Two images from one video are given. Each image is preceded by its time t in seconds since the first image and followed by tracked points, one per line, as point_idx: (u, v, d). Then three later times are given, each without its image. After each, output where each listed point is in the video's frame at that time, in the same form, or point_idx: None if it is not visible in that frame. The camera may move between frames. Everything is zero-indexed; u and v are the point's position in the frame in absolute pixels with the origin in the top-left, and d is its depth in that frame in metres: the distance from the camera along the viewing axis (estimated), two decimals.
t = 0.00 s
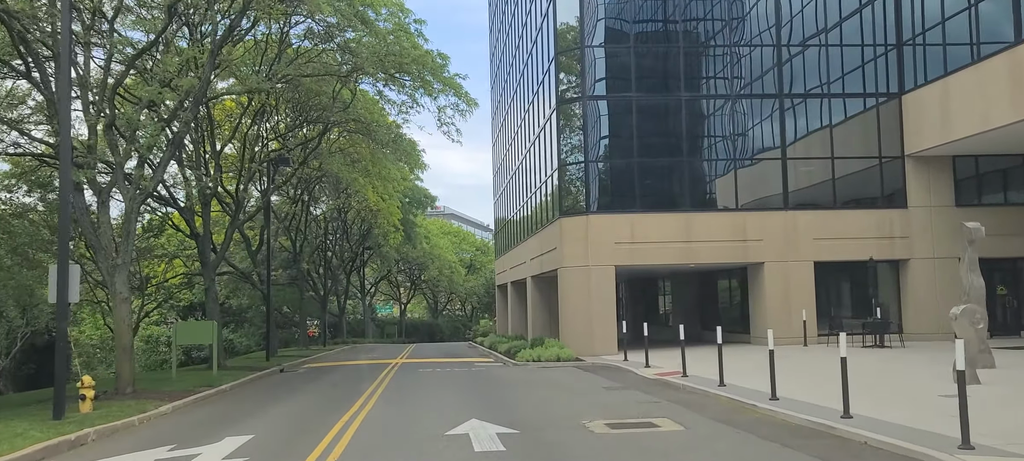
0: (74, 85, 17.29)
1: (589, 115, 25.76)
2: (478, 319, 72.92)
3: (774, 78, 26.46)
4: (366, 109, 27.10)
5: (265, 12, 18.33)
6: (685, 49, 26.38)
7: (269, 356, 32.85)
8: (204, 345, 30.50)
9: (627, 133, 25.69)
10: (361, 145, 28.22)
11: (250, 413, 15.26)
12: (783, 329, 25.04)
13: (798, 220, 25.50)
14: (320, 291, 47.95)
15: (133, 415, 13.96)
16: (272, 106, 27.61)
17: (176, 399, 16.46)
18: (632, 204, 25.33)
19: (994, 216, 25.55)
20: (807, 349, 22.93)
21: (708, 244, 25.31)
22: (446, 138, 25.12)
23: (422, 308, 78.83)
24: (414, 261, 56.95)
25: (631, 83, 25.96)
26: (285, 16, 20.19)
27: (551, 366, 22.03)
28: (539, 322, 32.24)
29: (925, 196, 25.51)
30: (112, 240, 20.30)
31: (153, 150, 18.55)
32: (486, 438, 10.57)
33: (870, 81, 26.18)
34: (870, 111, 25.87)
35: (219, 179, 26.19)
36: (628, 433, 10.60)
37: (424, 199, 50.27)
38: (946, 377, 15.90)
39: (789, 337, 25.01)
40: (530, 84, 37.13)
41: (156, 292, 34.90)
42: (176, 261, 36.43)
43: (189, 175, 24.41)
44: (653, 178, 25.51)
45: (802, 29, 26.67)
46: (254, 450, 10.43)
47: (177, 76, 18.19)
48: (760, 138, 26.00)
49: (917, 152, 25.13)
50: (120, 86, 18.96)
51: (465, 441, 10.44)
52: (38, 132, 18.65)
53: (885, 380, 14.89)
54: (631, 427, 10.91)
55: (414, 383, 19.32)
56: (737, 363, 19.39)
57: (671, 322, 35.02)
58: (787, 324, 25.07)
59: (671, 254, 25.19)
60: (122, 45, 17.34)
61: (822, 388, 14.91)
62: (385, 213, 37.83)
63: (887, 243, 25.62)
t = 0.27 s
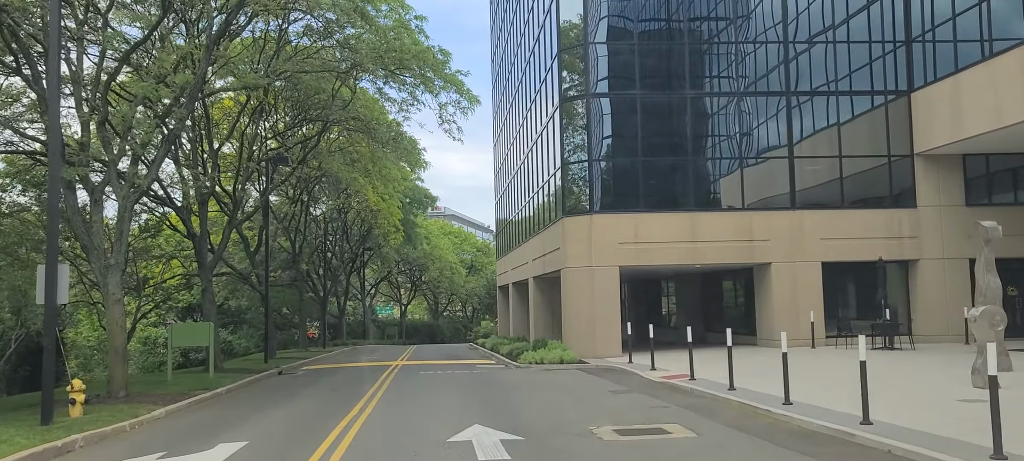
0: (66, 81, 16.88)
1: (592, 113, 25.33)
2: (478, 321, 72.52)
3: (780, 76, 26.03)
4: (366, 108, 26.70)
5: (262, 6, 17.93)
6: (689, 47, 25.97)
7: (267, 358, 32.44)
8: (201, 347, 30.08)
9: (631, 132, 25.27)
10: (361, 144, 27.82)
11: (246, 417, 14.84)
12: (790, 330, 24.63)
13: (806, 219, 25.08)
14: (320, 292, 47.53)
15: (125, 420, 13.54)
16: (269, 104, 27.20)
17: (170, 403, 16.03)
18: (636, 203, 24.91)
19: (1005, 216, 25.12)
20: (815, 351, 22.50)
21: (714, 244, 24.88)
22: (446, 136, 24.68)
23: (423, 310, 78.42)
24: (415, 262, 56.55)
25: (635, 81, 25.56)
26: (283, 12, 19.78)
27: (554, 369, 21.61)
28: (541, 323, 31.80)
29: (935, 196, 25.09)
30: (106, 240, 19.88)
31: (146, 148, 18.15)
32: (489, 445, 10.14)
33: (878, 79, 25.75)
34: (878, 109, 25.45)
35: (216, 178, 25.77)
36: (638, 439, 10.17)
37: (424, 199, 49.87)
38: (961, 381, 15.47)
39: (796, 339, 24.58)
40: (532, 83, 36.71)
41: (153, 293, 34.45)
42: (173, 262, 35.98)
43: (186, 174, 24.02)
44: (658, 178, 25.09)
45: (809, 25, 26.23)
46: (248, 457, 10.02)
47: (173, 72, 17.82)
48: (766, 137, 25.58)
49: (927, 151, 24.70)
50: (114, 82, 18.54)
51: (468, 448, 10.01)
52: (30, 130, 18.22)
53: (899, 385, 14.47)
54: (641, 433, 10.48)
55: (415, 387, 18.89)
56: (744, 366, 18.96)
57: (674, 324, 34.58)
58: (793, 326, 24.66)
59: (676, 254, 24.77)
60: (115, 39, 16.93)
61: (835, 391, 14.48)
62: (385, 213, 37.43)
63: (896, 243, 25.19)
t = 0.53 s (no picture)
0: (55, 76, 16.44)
1: (595, 112, 24.90)
2: (479, 323, 72.05)
3: (786, 74, 25.60)
4: (366, 107, 26.28)
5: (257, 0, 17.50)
6: (693, 44, 25.55)
7: (265, 361, 32.01)
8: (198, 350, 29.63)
9: (634, 131, 24.84)
10: (360, 144, 27.40)
11: (241, 422, 14.40)
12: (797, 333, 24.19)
13: (813, 220, 24.64)
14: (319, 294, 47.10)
15: (115, 425, 13.10)
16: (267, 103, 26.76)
17: (163, 408, 15.58)
18: (640, 203, 24.48)
19: (1015, 217, 24.68)
20: (823, 355, 22.05)
21: (720, 245, 24.45)
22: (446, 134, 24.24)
23: (423, 312, 77.96)
24: (415, 264, 56.11)
25: (638, 80, 25.12)
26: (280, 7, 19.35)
27: (557, 372, 21.16)
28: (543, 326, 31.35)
29: (944, 196, 24.66)
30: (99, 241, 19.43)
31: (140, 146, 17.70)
32: (492, 453, 9.70)
33: (886, 77, 25.32)
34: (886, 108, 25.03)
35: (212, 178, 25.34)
36: (648, 447, 9.74)
37: (424, 200, 49.44)
38: (977, 385, 15.02)
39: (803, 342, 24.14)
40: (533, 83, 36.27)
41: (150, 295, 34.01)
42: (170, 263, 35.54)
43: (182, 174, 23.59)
44: (662, 177, 24.65)
45: (815, 23, 25.77)
46: None
47: (167, 68, 17.41)
48: (772, 136, 25.14)
49: (936, 150, 24.28)
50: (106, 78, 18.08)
51: (470, 457, 9.57)
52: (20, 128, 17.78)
53: (915, 390, 14.02)
54: (651, 442, 10.04)
55: (416, 391, 18.44)
56: (753, 370, 18.51)
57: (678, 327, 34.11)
58: (800, 328, 24.22)
59: (681, 256, 24.33)
60: (107, 34, 16.49)
61: (849, 396, 14.03)
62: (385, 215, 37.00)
63: (905, 244, 24.75)
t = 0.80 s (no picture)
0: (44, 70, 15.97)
1: (599, 110, 24.43)
2: (479, 325, 71.60)
3: (793, 71, 25.15)
4: (365, 105, 25.86)
5: None
6: (699, 42, 25.10)
7: (263, 363, 31.53)
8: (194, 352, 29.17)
9: (639, 129, 24.38)
10: (359, 143, 26.96)
11: (236, 427, 13.93)
12: (804, 335, 23.74)
13: (821, 219, 24.18)
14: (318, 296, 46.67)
15: (104, 431, 12.63)
16: (265, 101, 26.31)
17: (156, 412, 15.12)
18: (644, 203, 24.02)
19: None
20: (832, 357, 21.60)
21: (726, 245, 23.99)
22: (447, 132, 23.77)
23: (423, 313, 77.50)
24: (415, 265, 55.67)
25: (642, 78, 24.67)
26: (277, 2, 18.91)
27: (560, 375, 20.70)
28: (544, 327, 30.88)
29: (955, 195, 24.22)
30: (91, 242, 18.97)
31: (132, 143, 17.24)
32: None
33: (895, 75, 24.87)
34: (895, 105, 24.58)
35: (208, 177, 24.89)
36: (659, 454, 9.27)
37: (424, 201, 48.98)
38: (995, 389, 14.56)
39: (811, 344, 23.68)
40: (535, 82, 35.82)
41: (146, 296, 33.55)
42: (167, 264, 35.08)
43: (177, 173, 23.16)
44: (667, 176, 24.20)
45: (822, 19, 25.33)
46: None
47: (160, 63, 16.98)
48: (779, 135, 24.68)
49: (947, 148, 23.85)
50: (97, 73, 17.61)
51: None
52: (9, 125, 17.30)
53: (932, 394, 13.57)
54: (662, 449, 9.58)
55: (416, 394, 17.97)
56: (762, 373, 18.06)
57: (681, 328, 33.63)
58: (808, 330, 23.77)
59: (686, 256, 23.87)
60: (98, 28, 16.03)
61: (864, 400, 13.58)
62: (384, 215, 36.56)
63: (914, 244, 24.30)
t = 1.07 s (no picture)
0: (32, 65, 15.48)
1: (602, 108, 23.93)
2: (479, 326, 71.06)
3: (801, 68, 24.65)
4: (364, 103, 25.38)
5: None
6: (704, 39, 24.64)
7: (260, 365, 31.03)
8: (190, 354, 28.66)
9: (643, 127, 23.90)
10: (358, 141, 26.48)
11: (229, 433, 13.41)
12: (812, 338, 23.23)
13: (830, 219, 23.68)
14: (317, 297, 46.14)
15: (91, 437, 12.11)
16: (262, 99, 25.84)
17: (146, 417, 14.60)
18: (649, 202, 23.52)
19: None
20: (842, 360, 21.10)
21: (733, 245, 23.48)
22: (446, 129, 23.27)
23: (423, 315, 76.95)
24: (415, 266, 55.17)
25: (647, 75, 24.21)
26: None
27: (564, 378, 20.19)
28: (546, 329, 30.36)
29: (966, 193, 23.73)
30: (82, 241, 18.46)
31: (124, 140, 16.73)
32: None
33: (904, 72, 24.38)
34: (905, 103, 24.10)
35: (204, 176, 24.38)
36: None
37: (425, 201, 48.48)
38: (1017, 392, 14.04)
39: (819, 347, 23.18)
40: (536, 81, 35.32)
41: (142, 297, 33.04)
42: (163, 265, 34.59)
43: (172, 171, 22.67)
44: (672, 175, 23.71)
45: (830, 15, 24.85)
46: None
47: (151, 57, 16.48)
48: (786, 133, 24.18)
49: (958, 146, 23.36)
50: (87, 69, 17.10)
51: None
52: None
53: (953, 399, 13.07)
54: (676, 458, 9.06)
55: (416, 398, 17.45)
56: (772, 376, 17.55)
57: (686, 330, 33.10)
58: (816, 333, 23.26)
59: (692, 256, 23.36)
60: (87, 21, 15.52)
61: (882, 404, 13.08)
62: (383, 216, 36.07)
63: (925, 244, 23.80)
